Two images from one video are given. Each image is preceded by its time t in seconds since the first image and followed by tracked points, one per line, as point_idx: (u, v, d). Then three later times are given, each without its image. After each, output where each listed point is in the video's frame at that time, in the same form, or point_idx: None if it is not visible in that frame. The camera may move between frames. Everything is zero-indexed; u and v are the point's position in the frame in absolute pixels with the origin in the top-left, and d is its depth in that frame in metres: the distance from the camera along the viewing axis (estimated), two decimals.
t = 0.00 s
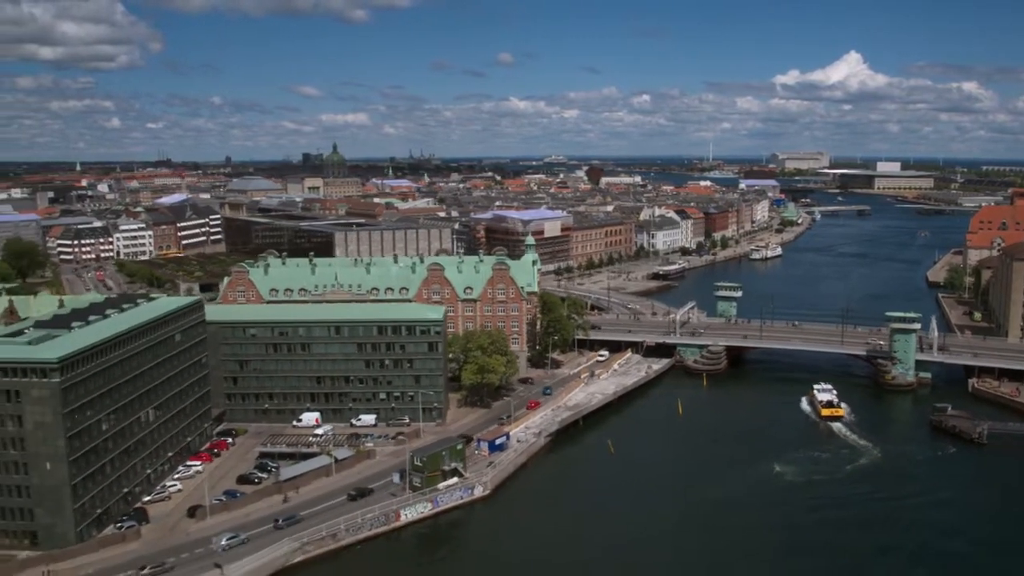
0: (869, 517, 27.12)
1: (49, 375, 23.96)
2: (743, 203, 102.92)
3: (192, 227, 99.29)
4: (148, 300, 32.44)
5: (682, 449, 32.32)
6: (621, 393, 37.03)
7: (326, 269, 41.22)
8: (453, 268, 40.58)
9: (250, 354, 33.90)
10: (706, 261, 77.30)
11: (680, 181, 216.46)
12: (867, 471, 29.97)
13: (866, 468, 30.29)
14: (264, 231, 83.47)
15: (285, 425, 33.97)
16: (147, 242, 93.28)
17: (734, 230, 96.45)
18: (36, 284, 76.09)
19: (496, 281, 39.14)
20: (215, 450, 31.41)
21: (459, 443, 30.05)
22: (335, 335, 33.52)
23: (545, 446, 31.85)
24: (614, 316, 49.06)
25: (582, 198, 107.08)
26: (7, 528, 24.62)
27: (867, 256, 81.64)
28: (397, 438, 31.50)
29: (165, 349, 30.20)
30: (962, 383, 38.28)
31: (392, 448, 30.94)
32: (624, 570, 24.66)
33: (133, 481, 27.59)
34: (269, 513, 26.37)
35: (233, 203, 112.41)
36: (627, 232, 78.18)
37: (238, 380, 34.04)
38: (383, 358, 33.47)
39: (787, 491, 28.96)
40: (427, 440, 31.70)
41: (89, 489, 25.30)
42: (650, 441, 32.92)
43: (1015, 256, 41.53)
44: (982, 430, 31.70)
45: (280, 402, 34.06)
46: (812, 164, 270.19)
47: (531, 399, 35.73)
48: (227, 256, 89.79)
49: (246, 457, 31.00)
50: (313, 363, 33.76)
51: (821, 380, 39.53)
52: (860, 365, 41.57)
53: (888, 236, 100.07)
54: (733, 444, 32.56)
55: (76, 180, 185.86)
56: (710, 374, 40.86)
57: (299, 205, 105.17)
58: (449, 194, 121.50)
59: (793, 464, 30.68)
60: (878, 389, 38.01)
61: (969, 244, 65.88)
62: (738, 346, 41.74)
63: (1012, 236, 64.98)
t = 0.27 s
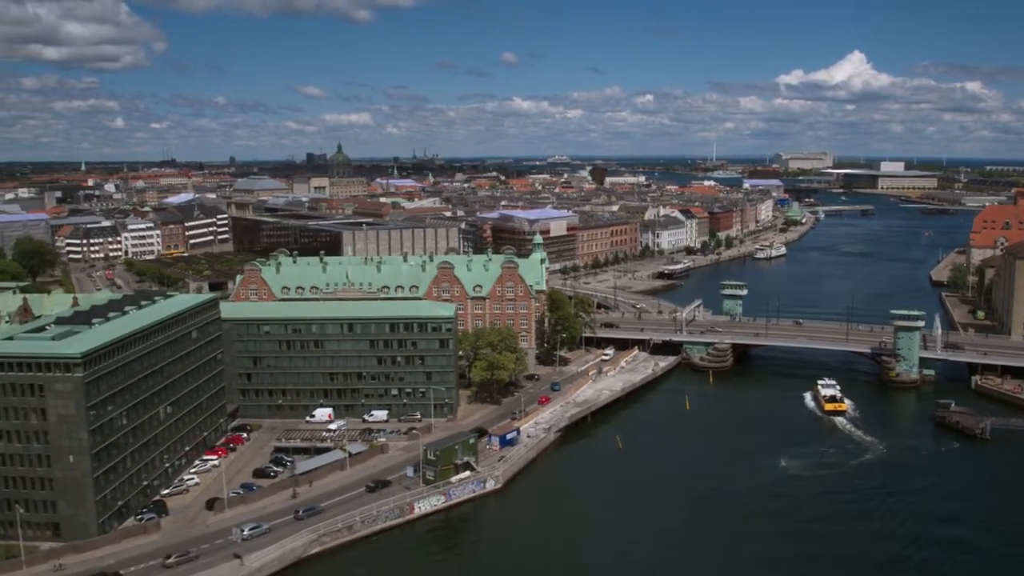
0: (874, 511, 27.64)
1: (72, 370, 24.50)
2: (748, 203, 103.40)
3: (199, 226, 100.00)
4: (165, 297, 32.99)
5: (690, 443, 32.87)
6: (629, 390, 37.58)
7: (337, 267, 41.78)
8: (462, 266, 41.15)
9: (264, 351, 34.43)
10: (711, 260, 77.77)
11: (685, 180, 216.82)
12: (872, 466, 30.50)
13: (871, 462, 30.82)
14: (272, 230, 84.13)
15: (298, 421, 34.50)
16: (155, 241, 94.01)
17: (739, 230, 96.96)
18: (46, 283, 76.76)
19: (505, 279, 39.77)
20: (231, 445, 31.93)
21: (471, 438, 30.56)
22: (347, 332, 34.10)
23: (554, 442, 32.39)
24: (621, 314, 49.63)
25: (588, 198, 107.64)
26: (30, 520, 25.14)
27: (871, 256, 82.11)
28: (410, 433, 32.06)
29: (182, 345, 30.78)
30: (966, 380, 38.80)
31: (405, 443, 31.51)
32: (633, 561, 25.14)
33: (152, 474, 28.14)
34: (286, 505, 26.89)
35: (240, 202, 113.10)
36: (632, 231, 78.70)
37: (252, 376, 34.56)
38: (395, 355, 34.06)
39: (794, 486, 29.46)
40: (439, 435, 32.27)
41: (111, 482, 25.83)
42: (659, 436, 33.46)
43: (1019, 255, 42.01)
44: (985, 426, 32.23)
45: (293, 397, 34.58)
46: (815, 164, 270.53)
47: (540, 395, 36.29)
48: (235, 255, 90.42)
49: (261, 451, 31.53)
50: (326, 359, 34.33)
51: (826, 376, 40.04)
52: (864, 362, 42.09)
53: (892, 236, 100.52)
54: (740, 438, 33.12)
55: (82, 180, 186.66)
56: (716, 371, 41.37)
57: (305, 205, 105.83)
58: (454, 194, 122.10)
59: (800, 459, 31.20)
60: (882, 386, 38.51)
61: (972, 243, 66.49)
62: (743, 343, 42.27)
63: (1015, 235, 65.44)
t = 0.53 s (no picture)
0: (879, 504, 28.24)
1: (97, 364, 25.20)
2: (753, 202, 103.99)
3: (208, 225, 100.80)
4: (184, 295, 33.70)
5: (698, 438, 33.51)
6: (637, 386, 38.25)
7: (349, 266, 42.46)
8: (473, 264, 41.87)
9: (280, 347, 35.13)
10: (716, 259, 78.39)
11: (689, 180, 217.32)
12: (877, 460, 31.16)
13: (876, 457, 31.46)
14: (280, 229, 84.88)
15: (313, 416, 35.15)
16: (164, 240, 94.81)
17: (744, 229, 97.57)
18: (58, 282, 77.57)
19: (516, 277, 40.52)
20: (248, 439, 32.58)
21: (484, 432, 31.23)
22: (362, 329, 34.79)
23: (565, 436, 33.05)
24: (628, 312, 50.31)
25: (593, 197, 108.26)
26: (56, 511, 25.86)
27: (875, 255, 82.67)
28: (424, 427, 32.75)
29: (201, 341, 31.46)
30: (969, 377, 39.44)
31: (419, 437, 32.20)
32: (642, 556, 25.64)
33: (174, 467, 28.83)
34: (305, 497, 27.53)
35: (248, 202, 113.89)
36: (638, 231, 79.34)
37: (268, 372, 35.22)
38: (409, 351, 34.76)
39: (800, 479, 30.06)
40: (452, 430, 32.96)
41: (134, 473, 26.53)
42: (668, 432, 34.09)
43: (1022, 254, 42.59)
44: (988, 421, 32.87)
45: (308, 393, 35.23)
46: (819, 164, 270.92)
47: (550, 391, 36.97)
48: (244, 254, 91.18)
49: (278, 445, 32.20)
50: (341, 355, 35.01)
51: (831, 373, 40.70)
52: (869, 359, 42.73)
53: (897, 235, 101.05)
54: (747, 434, 33.76)
55: (90, 180, 187.62)
56: (723, 367, 42.02)
57: (313, 204, 106.61)
58: (460, 193, 122.82)
59: (806, 453, 31.83)
60: (887, 383, 39.14)
61: (977, 243, 67.25)
62: (750, 340, 42.93)
63: (1019, 234, 66.02)
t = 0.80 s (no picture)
0: (884, 496, 28.84)
1: (123, 358, 25.90)
2: (758, 202, 104.52)
3: (216, 225, 101.59)
4: (202, 292, 34.40)
5: (705, 433, 34.15)
6: (645, 382, 38.94)
7: (361, 264, 43.15)
8: (483, 263, 42.56)
9: (295, 344, 35.81)
10: (721, 258, 79.00)
11: (693, 180, 217.80)
12: (882, 454, 31.81)
13: (880, 451, 32.10)
14: (289, 229, 85.66)
15: (327, 411, 35.84)
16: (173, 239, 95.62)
17: (749, 229, 98.14)
18: (70, 280, 78.36)
19: (525, 275, 41.22)
20: (265, 433, 33.28)
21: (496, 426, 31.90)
22: (375, 326, 35.49)
23: (574, 431, 33.73)
24: (636, 310, 50.97)
25: (599, 197, 108.87)
26: (81, 501, 26.55)
27: (880, 254, 83.23)
28: (437, 422, 33.47)
29: (220, 337, 32.17)
30: (972, 374, 40.06)
31: (432, 431, 32.90)
32: (651, 552, 25.95)
33: (194, 459, 29.54)
34: (322, 489, 28.21)
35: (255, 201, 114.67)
36: (644, 230, 79.95)
37: (283, 368, 35.90)
38: (421, 347, 35.51)
39: (807, 473, 30.65)
40: (464, 424, 33.68)
41: (157, 465, 27.23)
42: (675, 427, 34.72)
43: None
44: (991, 416, 33.50)
45: (322, 388, 35.93)
46: (824, 164, 271.21)
47: (560, 387, 37.65)
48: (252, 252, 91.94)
49: (294, 439, 32.90)
50: (354, 352, 35.71)
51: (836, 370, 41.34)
52: (873, 356, 43.35)
53: (901, 234, 101.54)
54: (753, 429, 34.40)
55: (96, 180, 188.47)
56: (729, 364, 42.67)
57: (320, 204, 107.37)
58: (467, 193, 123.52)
59: (811, 447, 32.47)
60: (891, 379, 39.75)
61: (980, 242, 67.91)
62: (756, 338, 43.56)
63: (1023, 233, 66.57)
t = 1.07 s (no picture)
0: (888, 490, 29.37)
1: (143, 352, 26.51)
2: (762, 202, 105.00)
3: (223, 224, 102.24)
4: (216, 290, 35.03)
5: (712, 428, 34.77)
6: (652, 379, 39.53)
7: (371, 262, 43.76)
8: (492, 261, 43.18)
9: (307, 340, 36.41)
10: (726, 257, 79.52)
11: (696, 180, 218.22)
12: (886, 449, 32.39)
13: (884, 445, 32.68)
14: (296, 227, 86.27)
15: (339, 406, 36.45)
16: (181, 238, 96.26)
17: (753, 228, 98.65)
18: (79, 279, 78.98)
19: (533, 273, 41.83)
20: (279, 428, 33.91)
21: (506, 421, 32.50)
22: (387, 323, 36.10)
23: (583, 426, 34.35)
24: (642, 308, 51.56)
25: (603, 196, 109.41)
26: (102, 494, 27.15)
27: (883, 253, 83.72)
28: (448, 417, 34.09)
29: (235, 333, 32.81)
30: (975, 371, 40.63)
31: (443, 426, 33.51)
32: (661, 542, 26.60)
33: (211, 452, 30.17)
34: (336, 481, 28.83)
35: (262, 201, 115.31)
36: (649, 229, 80.48)
37: (296, 364, 36.50)
38: (432, 344, 36.14)
39: (812, 468, 31.19)
40: (475, 419, 34.29)
41: (176, 458, 27.84)
42: (682, 422, 35.36)
43: None
44: (993, 412, 34.07)
45: (335, 384, 36.53)
46: (827, 164, 271.44)
47: (568, 384, 38.25)
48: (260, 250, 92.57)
49: (308, 434, 33.55)
50: (366, 348, 36.33)
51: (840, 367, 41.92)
52: (877, 353, 43.93)
53: (904, 234, 101.99)
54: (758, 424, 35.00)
55: (102, 179, 189.23)
56: (735, 361, 43.24)
57: (326, 203, 107.99)
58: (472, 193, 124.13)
59: (816, 442, 33.07)
60: (895, 376, 40.30)
61: (984, 241, 68.47)
62: (761, 335, 44.15)
63: None
